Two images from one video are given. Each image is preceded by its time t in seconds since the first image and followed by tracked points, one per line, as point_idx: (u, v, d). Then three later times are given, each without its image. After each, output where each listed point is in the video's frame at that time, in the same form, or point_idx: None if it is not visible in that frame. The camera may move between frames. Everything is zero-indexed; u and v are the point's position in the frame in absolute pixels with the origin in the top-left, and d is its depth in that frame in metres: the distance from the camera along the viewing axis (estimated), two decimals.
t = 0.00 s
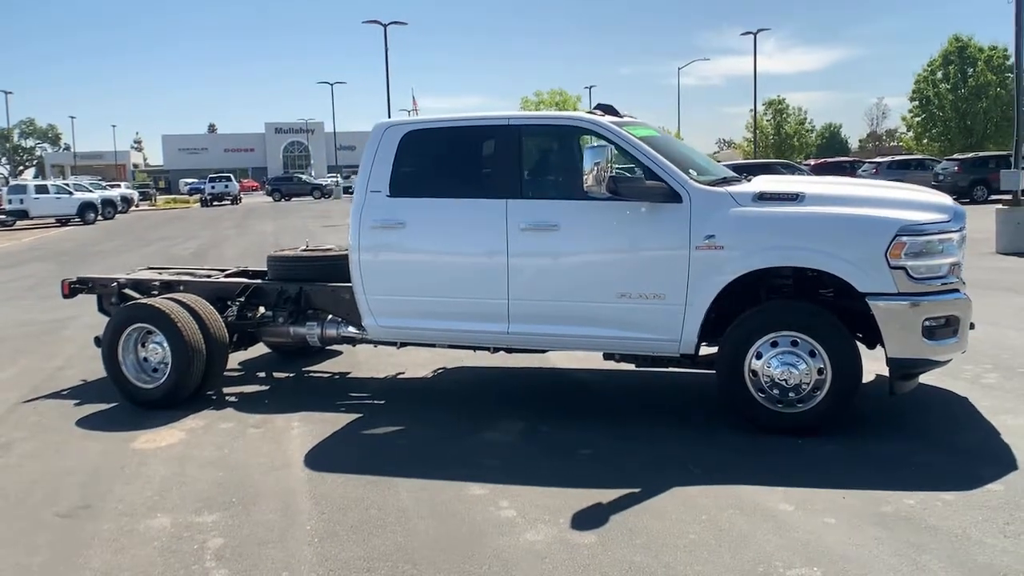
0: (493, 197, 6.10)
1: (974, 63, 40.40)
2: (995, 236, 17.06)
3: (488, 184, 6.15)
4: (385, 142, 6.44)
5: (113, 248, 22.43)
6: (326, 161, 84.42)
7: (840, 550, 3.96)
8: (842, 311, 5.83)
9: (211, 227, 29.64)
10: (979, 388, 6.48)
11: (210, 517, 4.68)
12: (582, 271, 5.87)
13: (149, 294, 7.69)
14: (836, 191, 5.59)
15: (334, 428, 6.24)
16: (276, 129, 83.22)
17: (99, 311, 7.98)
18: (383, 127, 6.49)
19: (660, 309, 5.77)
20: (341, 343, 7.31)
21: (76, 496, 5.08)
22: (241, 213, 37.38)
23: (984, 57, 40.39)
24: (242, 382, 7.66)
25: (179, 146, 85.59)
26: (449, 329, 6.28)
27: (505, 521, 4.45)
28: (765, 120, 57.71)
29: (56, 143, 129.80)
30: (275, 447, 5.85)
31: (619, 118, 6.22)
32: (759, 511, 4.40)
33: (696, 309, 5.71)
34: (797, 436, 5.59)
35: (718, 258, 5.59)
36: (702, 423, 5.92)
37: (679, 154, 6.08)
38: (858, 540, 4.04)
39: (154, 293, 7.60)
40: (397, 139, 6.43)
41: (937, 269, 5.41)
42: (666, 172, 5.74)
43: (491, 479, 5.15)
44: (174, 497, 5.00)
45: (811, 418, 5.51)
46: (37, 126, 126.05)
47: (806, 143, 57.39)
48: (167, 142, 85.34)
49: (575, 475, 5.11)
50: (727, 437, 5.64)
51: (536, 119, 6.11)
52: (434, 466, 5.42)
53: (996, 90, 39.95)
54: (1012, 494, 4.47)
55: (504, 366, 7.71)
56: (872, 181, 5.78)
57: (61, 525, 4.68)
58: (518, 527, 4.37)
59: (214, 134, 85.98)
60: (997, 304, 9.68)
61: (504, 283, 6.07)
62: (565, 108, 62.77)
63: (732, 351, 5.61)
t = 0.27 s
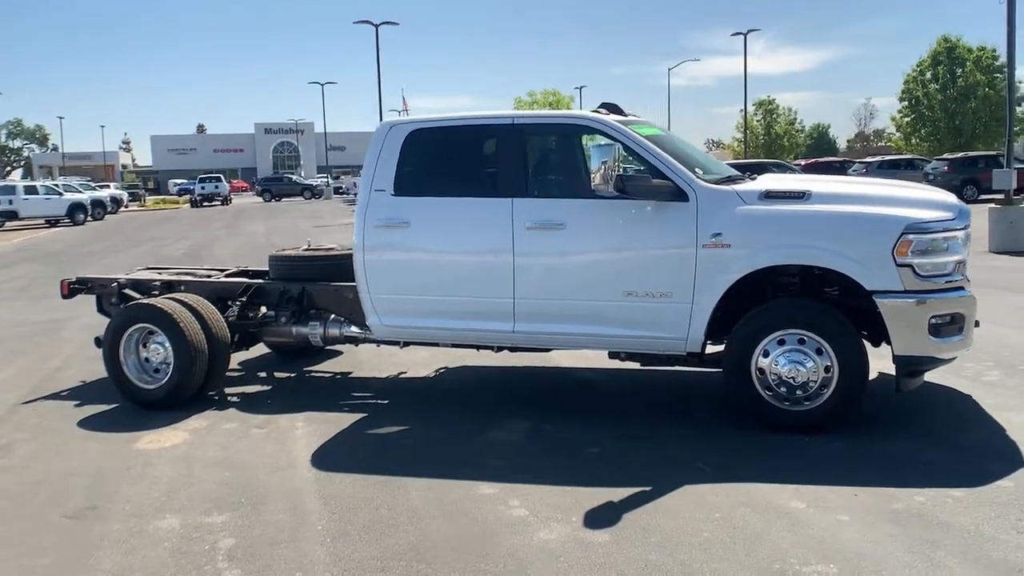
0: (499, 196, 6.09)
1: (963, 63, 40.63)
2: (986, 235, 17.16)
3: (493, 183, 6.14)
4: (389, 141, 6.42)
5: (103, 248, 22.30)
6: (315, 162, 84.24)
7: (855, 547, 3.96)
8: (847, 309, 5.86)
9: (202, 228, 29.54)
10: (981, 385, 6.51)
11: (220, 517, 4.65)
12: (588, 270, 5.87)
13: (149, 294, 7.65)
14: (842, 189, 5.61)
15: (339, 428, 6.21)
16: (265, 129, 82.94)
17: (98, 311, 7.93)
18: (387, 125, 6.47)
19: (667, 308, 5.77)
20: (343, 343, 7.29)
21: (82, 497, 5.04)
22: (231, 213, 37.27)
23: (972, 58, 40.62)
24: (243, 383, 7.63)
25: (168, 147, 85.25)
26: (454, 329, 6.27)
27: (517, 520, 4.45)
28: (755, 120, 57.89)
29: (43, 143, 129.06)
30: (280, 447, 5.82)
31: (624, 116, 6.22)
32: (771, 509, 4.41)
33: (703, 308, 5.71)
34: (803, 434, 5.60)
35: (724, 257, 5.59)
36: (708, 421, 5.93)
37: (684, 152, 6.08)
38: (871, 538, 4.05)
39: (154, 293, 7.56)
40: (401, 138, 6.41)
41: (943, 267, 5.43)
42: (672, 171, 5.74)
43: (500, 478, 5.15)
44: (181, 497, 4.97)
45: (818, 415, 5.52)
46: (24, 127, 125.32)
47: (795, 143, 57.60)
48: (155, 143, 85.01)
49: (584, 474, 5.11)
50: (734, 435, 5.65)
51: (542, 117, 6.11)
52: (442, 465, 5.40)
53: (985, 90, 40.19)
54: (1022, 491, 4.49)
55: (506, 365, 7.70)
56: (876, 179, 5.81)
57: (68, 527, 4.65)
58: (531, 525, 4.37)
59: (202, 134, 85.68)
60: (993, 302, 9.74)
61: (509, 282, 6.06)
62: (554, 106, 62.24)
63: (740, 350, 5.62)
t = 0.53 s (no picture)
0: (506, 195, 6.07)
1: (954, 65, 40.83)
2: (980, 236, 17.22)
3: (500, 182, 6.12)
4: (395, 139, 6.38)
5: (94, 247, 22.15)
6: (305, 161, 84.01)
7: (872, 548, 3.95)
8: (855, 308, 5.86)
9: (193, 227, 29.40)
10: (985, 385, 6.52)
11: (229, 518, 4.60)
12: (596, 268, 5.86)
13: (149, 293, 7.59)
14: (850, 189, 5.60)
15: (344, 427, 6.17)
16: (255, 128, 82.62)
17: (97, 309, 7.86)
18: (392, 123, 6.43)
19: (675, 307, 5.76)
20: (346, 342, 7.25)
21: (86, 497, 4.98)
22: (221, 212, 37.13)
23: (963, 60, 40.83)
24: (244, 382, 7.57)
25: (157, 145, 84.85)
26: (461, 327, 6.26)
27: (530, 520, 4.42)
28: (746, 121, 58.03)
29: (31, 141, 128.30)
30: (286, 446, 5.77)
31: (631, 115, 6.20)
32: (785, 509, 4.40)
33: (711, 307, 5.70)
34: (812, 434, 5.60)
35: (733, 256, 5.58)
36: (715, 421, 5.92)
37: (691, 151, 6.06)
38: (887, 538, 4.04)
39: (154, 292, 7.49)
40: (407, 136, 6.38)
41: (952, 267, 5.42)
42: (680, 170, 5.73)
43: (510, 478, 5.12)
44: (188, 497, 4.91)
45: (827, 415, 5.52)
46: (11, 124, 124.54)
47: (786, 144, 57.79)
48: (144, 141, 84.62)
49: (594, 474, 5.09)
50: (742, 435, 5.64)
51: (549, 116, 6.09)
52: (450, 465, 5.37)
53: (975, 92, 40.41)
54: None
55: (509, 365, 7.67)
56: (884, 179, 5.80)
57: (75, 527, 4.59)
58: (544, 526, 4.34)
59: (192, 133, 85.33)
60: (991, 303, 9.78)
61: (516, 280, 6.05)
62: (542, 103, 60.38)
63: (748, 349, 5.62)
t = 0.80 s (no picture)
0: (508, 199, 6.05)
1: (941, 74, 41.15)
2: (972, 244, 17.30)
3: (502, 186, 6.10)
4: (396, 142, 6.36)
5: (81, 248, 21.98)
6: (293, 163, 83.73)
7: (879, 555, 3.95)
8: (856, 315, 5.87)
9: (181, 228, 29.23)
10: (984, 392, 6.54)
11: (230, 524, 4.54)
12: (598, 273, 5.84)
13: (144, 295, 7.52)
14: (853, 196, 5.61)
15: (342, 432, 6.12)
16: (242, 129, 82.28)
17: (90, 312, 7.77)
18: (393, 127, 6.41)
19: (677, 313, 5.75)
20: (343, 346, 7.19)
21: (84, 503, 4.92)
22: (209, 213, 36.94)
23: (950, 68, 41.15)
24: (240, 386, 7.51)
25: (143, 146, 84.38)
26: (461, 332, 6.22)
27: (536, 527, 4.39)
28: (734, 127, 58.27)
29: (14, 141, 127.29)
30: (285, 452, 5.72)
31: (633, 120, 6.19)
32: (791, 516, 4.39)
33: (714, 313, 5.69)
34: (814, 440, 5.59)
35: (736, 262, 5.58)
36: (716, 427, 5.91)
37: (694, 157, 6.06)
38: (895, 545, 4.04)
39: (149, 294, 7.41)
40: (408, 140, 6.35)
41: (954, 274, 5.44)
42: (683, 175, 5.72)
43: (513, 484, 5.09)
44: (188, 503, 4.86)
45: (829, 422, 5.52)
46: None
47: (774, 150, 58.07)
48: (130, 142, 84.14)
49: (598, 481, 5.06)
50: (744, 442, 5.63)
51: (552, 121, 6.08)
52: (452, 471, 5.33)
53: (961, 100, 40.72)
54: None
55: (507, 370, 7.64)
56: (886, 187, 5.82)
57: (73, 533, 4.53)
58: (551, 533, 4.31)
59: (178, 134, 84.90)
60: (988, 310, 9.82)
61: (518, 285, 6.02)
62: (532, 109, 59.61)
63: (751, 355, 5.61)
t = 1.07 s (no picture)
0: (506, 200, 6.06)
1: (925, 78, 41.50)
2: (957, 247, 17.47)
3: (501, 186, 6.11)
4: (394, 142, 6.36)
5: (66, 245, 21.81)
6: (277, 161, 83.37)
7: (880, 554, 3.99)
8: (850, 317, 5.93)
9: (166, 226, 29.05)
10: (975, 394, 6.62)
11: (231, 524, 4.53)
12: (597, 274, 5.87)
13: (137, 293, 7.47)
14: (849, 199, 5.66)
15: (339, 431, 6.11)
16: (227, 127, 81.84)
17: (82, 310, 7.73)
18: (391, 127, 6.41)
19: (675, 314, 5.78)
20: (338, 345, 7.21)
21: (82, 503, 4.89)
22: (194, 211, 36.75)
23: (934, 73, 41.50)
24: (234, 385, 7.48)
25: (126, 143, 83.78)
26: (459, 332, 6.23)
27: (538, 527, 4.41)
28: (720, 129, 58.52)
29: None
30: (282, 451, 5.71)
31: (632, 122, 6.22)
32: (791, 516, 4.43)
33: (711, 314, 5.73)
34: (809, 441, 5.65)
35: (734, 264, 5.61)
36: (712, 428, 5.95)
37: (691, 159, 6.09)
38: (894, 544, 4.08)
39: (142, 292, 7.38)
40: (406, 139, 6.36)
41: (948, 277, 5.50)
42: (682, 177, 5.76)
43: (512, 484, 5.10)
44: (187, 502, 4.84)
45: (825, 422, 5.57)
46: None
47: (759, 152, 58.36)
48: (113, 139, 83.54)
49: (598, 482, 5.09)
50: (741, 443, 5.67)
51: (551, 121, 6.10)
52: (451, 471, 5.34)
53: (945, 104, 41.09)
54: None
55: (501, 370, 7.66)
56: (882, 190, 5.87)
57: (73, 533, 4.50)
58: (553, 533, 4.33)
59: (162, 131, 84.35)
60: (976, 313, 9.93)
61: (516, 285, 6.04)
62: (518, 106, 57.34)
63: (748, 357, 5.66)
